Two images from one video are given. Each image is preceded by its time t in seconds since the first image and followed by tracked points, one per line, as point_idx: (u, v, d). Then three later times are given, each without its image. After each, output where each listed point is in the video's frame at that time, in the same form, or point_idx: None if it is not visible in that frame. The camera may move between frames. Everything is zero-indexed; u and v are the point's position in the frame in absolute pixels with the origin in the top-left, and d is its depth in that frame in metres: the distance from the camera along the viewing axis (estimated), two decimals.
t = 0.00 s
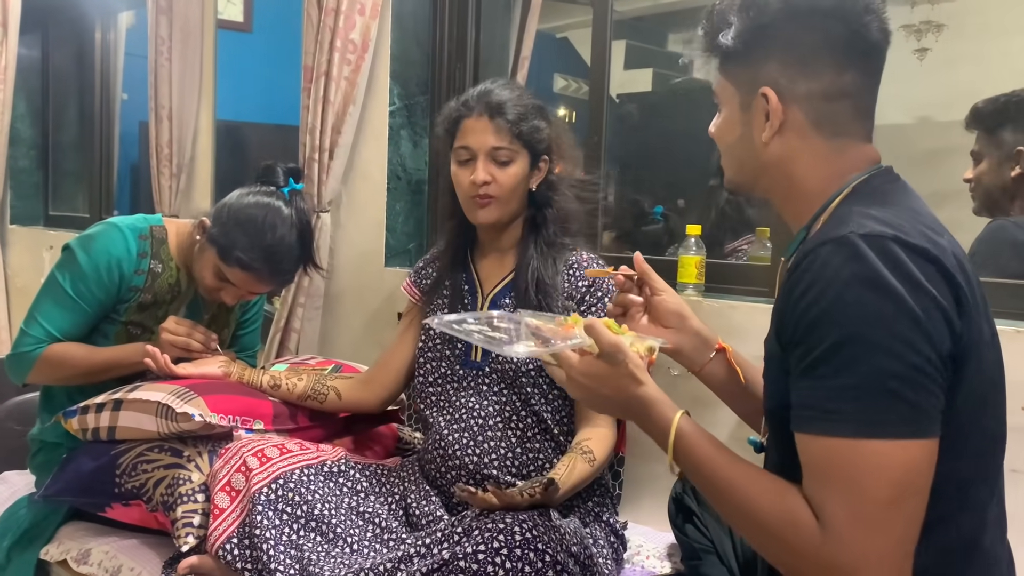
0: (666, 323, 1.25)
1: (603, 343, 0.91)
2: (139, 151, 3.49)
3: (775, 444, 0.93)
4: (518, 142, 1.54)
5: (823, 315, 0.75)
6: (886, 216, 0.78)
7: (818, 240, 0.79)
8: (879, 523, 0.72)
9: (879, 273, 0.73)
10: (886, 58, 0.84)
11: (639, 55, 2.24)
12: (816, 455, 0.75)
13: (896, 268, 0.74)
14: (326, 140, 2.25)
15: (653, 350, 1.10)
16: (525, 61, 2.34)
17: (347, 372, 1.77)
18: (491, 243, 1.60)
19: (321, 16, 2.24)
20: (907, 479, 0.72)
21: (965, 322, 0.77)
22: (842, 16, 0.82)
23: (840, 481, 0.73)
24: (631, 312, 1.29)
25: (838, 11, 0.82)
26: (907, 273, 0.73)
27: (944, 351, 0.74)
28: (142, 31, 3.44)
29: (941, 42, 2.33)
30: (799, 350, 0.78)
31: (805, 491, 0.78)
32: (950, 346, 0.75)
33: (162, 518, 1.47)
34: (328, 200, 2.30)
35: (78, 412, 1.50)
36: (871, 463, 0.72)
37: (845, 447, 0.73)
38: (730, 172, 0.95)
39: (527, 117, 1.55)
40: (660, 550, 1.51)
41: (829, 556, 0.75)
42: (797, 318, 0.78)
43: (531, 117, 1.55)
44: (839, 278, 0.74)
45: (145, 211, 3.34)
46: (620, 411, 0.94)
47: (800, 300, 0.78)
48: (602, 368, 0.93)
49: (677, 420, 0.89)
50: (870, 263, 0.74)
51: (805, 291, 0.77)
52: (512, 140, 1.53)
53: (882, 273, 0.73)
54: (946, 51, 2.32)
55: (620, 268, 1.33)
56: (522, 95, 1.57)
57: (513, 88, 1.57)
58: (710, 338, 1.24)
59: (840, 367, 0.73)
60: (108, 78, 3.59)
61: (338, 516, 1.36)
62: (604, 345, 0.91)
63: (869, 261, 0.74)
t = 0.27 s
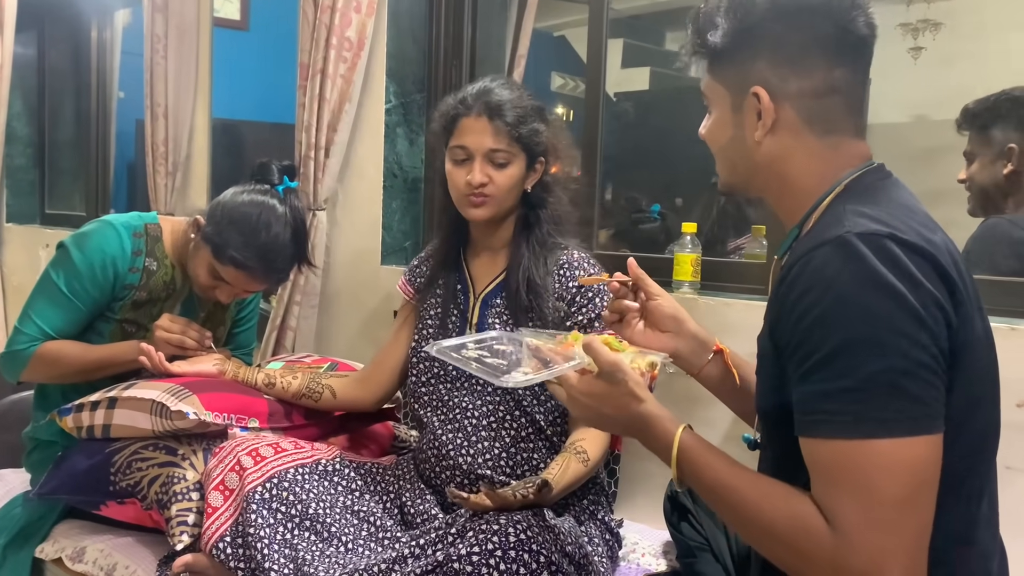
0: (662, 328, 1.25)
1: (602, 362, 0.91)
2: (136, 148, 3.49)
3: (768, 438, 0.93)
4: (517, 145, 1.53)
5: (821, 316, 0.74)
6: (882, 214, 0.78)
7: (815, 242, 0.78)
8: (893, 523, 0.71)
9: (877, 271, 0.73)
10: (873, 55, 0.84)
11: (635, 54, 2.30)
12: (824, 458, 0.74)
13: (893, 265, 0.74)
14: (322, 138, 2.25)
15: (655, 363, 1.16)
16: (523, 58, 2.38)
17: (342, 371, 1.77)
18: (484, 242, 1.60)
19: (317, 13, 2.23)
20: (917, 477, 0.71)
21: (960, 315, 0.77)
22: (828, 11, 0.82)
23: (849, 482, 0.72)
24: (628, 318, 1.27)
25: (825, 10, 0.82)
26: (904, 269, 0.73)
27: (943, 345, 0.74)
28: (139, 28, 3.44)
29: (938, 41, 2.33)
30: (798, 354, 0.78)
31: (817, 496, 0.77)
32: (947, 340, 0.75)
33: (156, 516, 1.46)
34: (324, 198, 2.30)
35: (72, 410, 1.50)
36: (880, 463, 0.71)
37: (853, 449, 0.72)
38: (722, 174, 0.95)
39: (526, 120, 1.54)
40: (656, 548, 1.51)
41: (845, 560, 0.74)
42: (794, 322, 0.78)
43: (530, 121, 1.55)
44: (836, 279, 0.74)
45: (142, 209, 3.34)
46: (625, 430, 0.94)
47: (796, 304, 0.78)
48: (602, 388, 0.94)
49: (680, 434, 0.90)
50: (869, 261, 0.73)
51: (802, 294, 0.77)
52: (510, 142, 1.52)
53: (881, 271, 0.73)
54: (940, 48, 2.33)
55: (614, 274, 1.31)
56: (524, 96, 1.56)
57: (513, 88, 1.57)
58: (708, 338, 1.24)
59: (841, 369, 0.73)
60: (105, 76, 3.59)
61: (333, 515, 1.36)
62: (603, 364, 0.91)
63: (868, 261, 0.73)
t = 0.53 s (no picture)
0: (656, 325, 1.26)
1: (593, 360, 0.94)
2: (136, 148, 3.50)
3: (762, 438, 0.93)
4: (523, 149, 1.54)
5: (808, 320, 0.74)
6: (872, 219, 0.78)
7: (803, 245, 0.79)
8: (872, 527, 0.71)
9: (864, 276, 0.73)
10: (863, 55, 0.85)
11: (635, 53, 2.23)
12: (808, 459, 0.74)
13: (881, 271, 0.73)
14: (321, 138, 2.25)
15: (649, 362, 1.17)
16: (521, 59, 2.40)
17: (340, 369, 1.78)
18: (481, 242, 1.60)
19: (315, 14, 2.24)
20: (898, 481, 0.71)
21: (948, 321, 0.77)
22: (816, 11, 0.82)
23: (830, 485, 0.73)
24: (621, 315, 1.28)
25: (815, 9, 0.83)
26: (892, 275, 0.73)
27: (929, 351, 0.74)
28: (139, 29, 3.45)
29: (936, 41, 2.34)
30: (785, 357, 0.78)
31: (800, 499, 0.77)
32: (933, 345, 0.75)
33: (155, 513, 1.47)
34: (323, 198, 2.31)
35: (71, 407, 1.50)
36: (861, 466, 0.71)
37: (836, 452, 0.72)
38: (715, 173, 0.96)
39: (532, 123, 1.55)
40: (652, 545, 1.52)
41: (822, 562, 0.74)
42: (782, 324, 0.78)
43: (536, 124, 1.55)
44: (823, 283, 0.74)
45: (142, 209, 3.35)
46: (614, 425, 0.96)
47: (784, 307, 0.78)
48: (591, 386, 0.96)
49: (667, 436, 0.90)
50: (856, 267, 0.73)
51: (789, 297, 0.77)
52: (517, 146, 1.53)
53: (868, 276, 0.73)
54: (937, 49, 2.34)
55: (607, 272, 1.32)
56: (528, 101, 1.57)
57: (519, 92, 1.57)
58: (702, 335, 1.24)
59: (826, 373, 0.73)
60: (105, 76, 3.60)
61: (330, 512, 1.37)
62: (593, 362, 0.94)
63: (855, 266, 0.73)
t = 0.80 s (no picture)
0: (655, 325, 1.27)
1: (590, 367, 0.94)
2: (139, 149, 3.51)
3: (762, 439, 0.94)
4: (527, 147, 1.55)
5: (810, 325, 0.75)
6: (874, 223, 0.78)
7: (805, 249, 0.79)
8: (874, 535, 0.71)
9: (866, 281, 0.72)
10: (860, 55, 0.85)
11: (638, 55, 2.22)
12: (810, 466, 0.74)
13: (882, 276, 0.73)
14: (323, 138, 2.26)
15: (648, 368, 1.20)
16: (523, 60, 2.40)
17: (342, 368, 1.78)
18: (483, 243, 1.61)
19: (318, 15, 2.25)
20: (902, 488, 0.71)
21: (950, 324, 0.77)
22: (811, 8, 0.83)
23: (832, 490, 0.73)
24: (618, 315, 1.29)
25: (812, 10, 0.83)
26: (894, 280, 0.73)
27: (930, 355, 0.74)
28: (142, 30, 3.46)
29: (938, 42, 2.33)
30: (786, 363, 0.78)
31: (802, 506, 0.77)
32: (935, 349, 0.75)
33: (157, 511, 1.48)
34: (325, 198, 2.31)
35: (74, 407, 1.51)
36: (864, 473, 0.71)
37: (840, 458, 0.72)
38: (712, 173, 0.96)
39: (536, 122, 1.56)
40: (652, 544, 1.53)
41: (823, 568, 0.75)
42: (783, 328, 0.78)
43: (539, 123, 1.57)
44: (825, 288, 0.74)
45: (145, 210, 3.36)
46: (613, 433, 0.97)
47: (786, 311, 0.78)
48: (590, 393, 0.97)
49: (666, 442, 0.90)
50: (859, 271, 0.73)
51: (792, 301, 0.77)
52: (521, 144, 1.54)
53: (870, 281, 0.73)
54: (940, 50, 2.33)
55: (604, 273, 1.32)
56: (530, 99, 1.58)
57: (522, 92, 1.58)
58: (701, 333, 1.24)
59: (826, 377, 0.73)
60: (108, 79, 3.61)
61: (330, 511, 1.37)
62: (591, 369, 0.94)
63: (858, 271, 0.73)
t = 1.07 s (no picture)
0: (656, 317, 1.27)
1: (592, 372, 0.96)
2: (142, 150, 3.51)
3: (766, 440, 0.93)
4: (529, 137, 1.56)
5: (820, 332, 0.74)
6: (884, 226, 0.77)
7: (814, 255, 0.78)
8: (884, 543, 0.71)
9: (877, 287, 0.72)
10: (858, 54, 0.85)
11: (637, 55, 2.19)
12: (818, 474, 0.74)
13: (893, 282, 0.72)
14: (325, 138, 2.26)
15: (651, 373, 1.23)
16: (524, 59, 2.39)
17: (343, 369, 1.78)
18: (487, 242, 1.60)
19: (319, 15, 2.25)
20: (913, 496, 0.71)
21: (960, 328, 0.77)
22: (807, 9, 0.84)
23: (841, 497, 0.72)
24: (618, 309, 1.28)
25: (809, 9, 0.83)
26: (905, 285, 0.72)
27: (941, 361, 0.73)
28: (145, 31, 3.46)
29: (941, 41, 2.33)
30: (796, 369, 0.77)
31: (810, 514, 0.77)
32: (945, 354, 0.74)
33: (158, 511, 1.48)
34: (326, 198, 2.31)
35: (75, 407, 1.51)
36: (875, 481, 0.71)
37: (849, 468, 0.72)
38: (724, 181, 0.92)
39: (537, 112, 1.58)
40: (653, 545, 1.52)
41: None
42: (791, 334, 0.78)
43: (539, 113, 1.58)
44: (835, 294, 0.73)
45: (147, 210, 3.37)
46: (615, 441, 0.97)
47: (794, 318, 0.77)
48: (590, 398, 0.98)
49: (670, 449, 0.91)
50: (869, 277, 0.72)
51: (800, 307, 0.77)
52: (523, 134, 1.54)
53: (881, 287, 0.72)
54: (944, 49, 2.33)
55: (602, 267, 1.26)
56: (529, 91, 1.59)
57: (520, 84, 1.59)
58: (703, 324, 1.24)
59: (836, 383, 0.72)
60: (111, 79, 3.61)
61: (331, 512, 1.37)
62: (592, 374, 0.95)
63: (868, 277, 0.72)
